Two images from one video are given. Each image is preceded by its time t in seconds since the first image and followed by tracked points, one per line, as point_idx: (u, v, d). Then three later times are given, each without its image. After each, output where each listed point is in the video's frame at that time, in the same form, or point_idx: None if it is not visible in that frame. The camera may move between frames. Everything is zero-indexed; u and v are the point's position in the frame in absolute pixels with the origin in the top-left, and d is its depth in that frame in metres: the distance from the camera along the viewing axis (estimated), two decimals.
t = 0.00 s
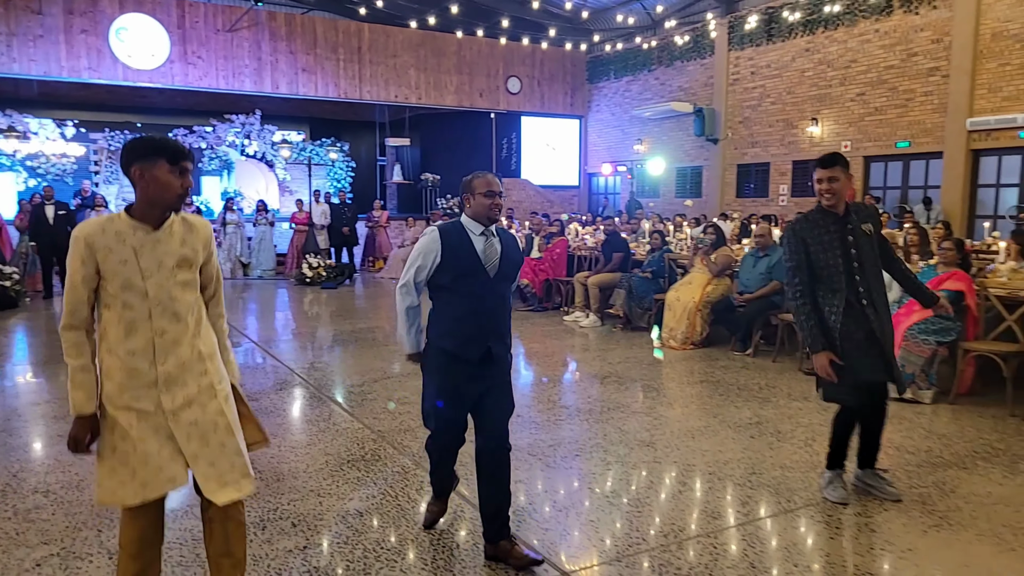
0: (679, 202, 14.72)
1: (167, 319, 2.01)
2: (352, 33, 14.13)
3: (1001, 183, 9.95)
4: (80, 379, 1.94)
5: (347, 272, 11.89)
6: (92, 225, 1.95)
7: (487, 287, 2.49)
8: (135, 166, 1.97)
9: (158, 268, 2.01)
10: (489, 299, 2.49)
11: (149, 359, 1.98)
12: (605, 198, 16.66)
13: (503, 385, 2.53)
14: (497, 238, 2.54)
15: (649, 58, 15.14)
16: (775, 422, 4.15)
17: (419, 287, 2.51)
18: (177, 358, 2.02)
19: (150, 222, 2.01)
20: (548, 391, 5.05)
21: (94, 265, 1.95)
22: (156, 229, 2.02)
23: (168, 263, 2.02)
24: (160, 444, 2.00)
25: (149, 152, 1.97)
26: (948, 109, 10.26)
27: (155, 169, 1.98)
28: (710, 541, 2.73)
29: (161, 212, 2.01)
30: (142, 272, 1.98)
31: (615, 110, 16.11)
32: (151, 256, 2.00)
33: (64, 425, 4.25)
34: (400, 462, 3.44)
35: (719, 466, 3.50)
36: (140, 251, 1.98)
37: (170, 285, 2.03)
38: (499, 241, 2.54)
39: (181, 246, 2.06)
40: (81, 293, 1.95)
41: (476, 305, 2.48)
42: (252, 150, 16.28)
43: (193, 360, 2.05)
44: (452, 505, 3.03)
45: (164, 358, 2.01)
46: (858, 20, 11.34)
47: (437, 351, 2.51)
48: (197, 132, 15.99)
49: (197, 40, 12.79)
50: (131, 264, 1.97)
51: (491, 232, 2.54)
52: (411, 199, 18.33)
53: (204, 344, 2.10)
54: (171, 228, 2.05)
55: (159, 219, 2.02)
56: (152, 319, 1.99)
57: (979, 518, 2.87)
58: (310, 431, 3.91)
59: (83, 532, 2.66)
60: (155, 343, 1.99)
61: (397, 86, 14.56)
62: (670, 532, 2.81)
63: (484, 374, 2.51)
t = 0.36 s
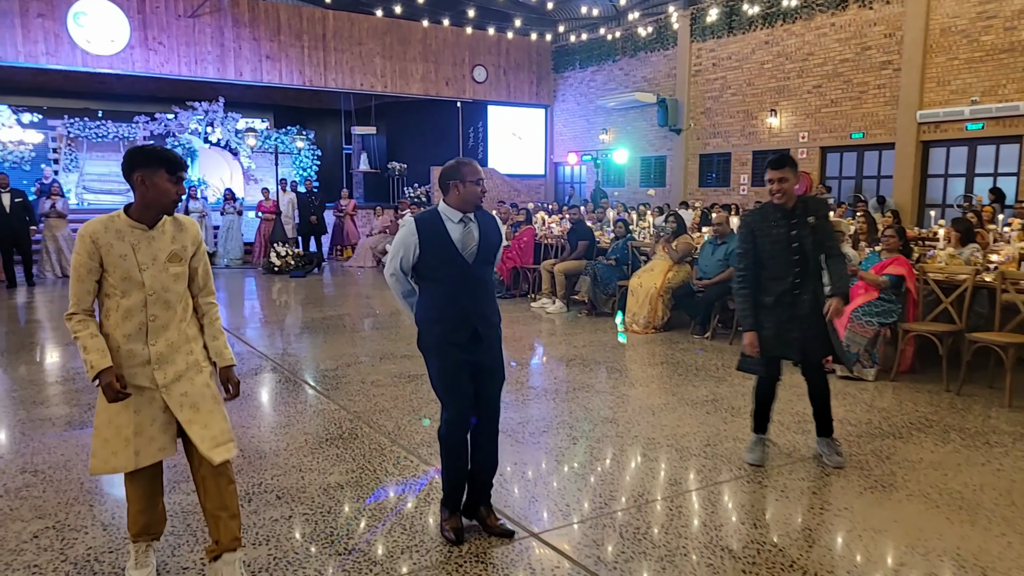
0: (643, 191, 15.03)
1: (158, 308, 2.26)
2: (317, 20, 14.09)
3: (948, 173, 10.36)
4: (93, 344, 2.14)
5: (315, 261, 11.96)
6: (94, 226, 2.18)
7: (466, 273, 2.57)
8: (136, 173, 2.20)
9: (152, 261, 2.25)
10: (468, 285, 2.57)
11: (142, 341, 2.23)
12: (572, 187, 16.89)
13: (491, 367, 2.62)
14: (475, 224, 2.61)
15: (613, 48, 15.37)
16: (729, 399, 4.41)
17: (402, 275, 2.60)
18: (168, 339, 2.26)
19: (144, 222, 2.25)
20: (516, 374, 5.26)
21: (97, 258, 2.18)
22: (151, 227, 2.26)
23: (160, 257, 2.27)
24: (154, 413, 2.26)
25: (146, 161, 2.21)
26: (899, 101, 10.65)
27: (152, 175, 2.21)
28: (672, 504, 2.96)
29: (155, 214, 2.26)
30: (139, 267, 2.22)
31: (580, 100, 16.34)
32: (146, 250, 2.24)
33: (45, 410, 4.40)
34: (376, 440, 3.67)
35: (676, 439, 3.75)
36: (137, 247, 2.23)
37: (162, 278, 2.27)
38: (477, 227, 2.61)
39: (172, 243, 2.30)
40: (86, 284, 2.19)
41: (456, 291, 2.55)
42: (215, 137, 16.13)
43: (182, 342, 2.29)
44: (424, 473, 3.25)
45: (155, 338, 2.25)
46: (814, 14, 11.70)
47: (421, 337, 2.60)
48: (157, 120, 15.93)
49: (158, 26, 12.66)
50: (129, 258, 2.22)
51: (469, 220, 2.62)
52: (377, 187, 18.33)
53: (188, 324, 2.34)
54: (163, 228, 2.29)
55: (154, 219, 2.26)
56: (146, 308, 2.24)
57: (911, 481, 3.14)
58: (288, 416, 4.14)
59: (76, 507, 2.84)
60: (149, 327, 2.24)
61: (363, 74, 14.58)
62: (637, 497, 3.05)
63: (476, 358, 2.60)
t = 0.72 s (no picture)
0: (617, 185, 15.29)
1: (156, 292, 2.61)
2: (292, 15, 14.12)
3: (910, 169, 10.74)
4: (91, 329, 2.58)
5: (294, 255, 12.04)
6: (106, 223, 2.54)
7: (445, 276, 2.83)
8: (147, 181, 2.55)
9: (153, 253, 2.59)
10: (446, 286, 2.84)
11: (141, 317, 2.60)
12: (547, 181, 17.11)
13: (464, 357, 2.91)
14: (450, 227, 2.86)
15: (587, 45, 15.59)
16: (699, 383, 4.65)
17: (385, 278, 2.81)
18: (162, 318, 2.64)
19: (150, 220, 2.60)
20: (497, 364, 5.47)
21: (106, 247, 2.54)
22: (154, 225, 2.61)
23: (160, 250, 2.61)
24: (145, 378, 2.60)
25: (158, 171, 2.56)
26: (863, 99, 11.01)
27: (160, 183, 2.56)
28: (645, 478, 3.19)
29: (160, 215, 2.60)
30: (141, 256, 2.57)
31: (554, 96, 16.56)
32: (148, 244, 2.59)
33: (39, 400, 4.55)
34: (366, 423, 3.91)
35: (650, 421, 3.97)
36: (141, 240, 2.57)
37: (161, 266, 2.61)
38: (452, 233, 2.85)
39: (172, 238, 2.64)
40: (96, 269, 2.56)
41: (434, 287, 2.81)
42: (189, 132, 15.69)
43: (174, 321, 2.67)
44: (411, 453, 3.49)
45: (152, 316, 2.62)
46: (782, 14, 12.03)
47: (406, 333, 2.83)
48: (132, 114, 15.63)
49: (131, 20, 12.61)
50: (134, 249, 2.57)
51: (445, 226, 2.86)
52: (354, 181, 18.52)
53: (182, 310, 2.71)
54: (165, 226, 2.63)
55: (158, 218, 2.61)
56: (146, 290, 2.59)
57: (863, 455, 3.30)
58: (280, 403, 4.40)
59: (82, 488, 3.12)
60: (147, 306, 2.60)
61: (338, 68, 14.64)
62: (614, 472, 3.29)
63: (450, 348, 2.89)
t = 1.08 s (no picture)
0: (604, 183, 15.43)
1: (141, 265, 3.20)
2: (278, 13, 14.13)
3: (890, 167, 10.94)
4: (86, 291, 3.04)
5: (282, 252, 12.07)
6: (100, 205, 3.10)
7: (423, 252, 3.26)
8: (142, 172, 3.10)
9: (140, 232, 3.17)
10: (424, 261, 3.27)
11: (129, 283, 3.18)
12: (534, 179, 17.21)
13: (437, 329, 3.35)
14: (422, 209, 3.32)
15: (573, 44, 15.69)
16: (684, 375, 4.78)
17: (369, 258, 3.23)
18: (146, 286, 3.22)
19: (139, 203, 3.17)
20: (488, 357, 5.59)
21: (101, 226, 3.09)
22: (141, 208, 3.18)
23: (147, 230, 3.19)
24: (134, 336, 3.18)
25: (152, 164, 3.10)
26: (845, 98, 11.20)
27: (155, 174, 3.12)
28: (629, 464, 3.30)
29: (148, 200, 3.17)
30: (130, 233, 3.15)
31: (540, 94, 16.67)
32: (137, 224, 3.16)
33: (36, 394, 4.64)
34: (360, 415, 4.10)
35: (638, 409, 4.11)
36: (130, 220, 3.15)
37: (147, 243, 3.20)
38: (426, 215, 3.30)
39: (156, 220, 3.23)
40: (90, 243, 3.09)
41: (414, 264, 3.24)
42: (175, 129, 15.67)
43: (156, 289, 3.25)
44: (405, 441, 3.66)
45: (136, 284, 3.20)
46: (765, 13, 12.19)
47: (388, 306, 3.26)
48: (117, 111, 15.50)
49: (117, 17, 12.59)
50: (125, 229, 3.14)
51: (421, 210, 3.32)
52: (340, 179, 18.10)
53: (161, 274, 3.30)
54: (150, 210, 3.22)
55: (146, 203, 3.19)
56: (132, 262, 3.18)
57: (843, 441, 3.42)
58: (275, 395, 4.58)
59: (88, 477, 3.35)
60: (135, 276, 3.19)
61: (325, 66, 14.67)
62: (600, 459, 3.39)
63: (425, 321, 3.32)
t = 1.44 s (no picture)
0: (599, 179, 15.43)
1: (117, 256, 3.62)
2: (272, 9, 14.08)
3: (885, 163, 10.97)
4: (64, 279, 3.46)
5: (277, 249, 12.03)
6: (80, 202, 3.50)
7: (380, 244, 3.61)
8: (116, 175, 3.50)
9: (114, 227, 3.59)
10: (380, 254, 3.62)
11: (105, 274, 3.59)
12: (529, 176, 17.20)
13: (393, 314, 3.71)
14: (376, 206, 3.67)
15: (568, 40, 15.68)
16: (681, 371, 4.80)
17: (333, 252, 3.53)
18: (121, 276, 3.64)
19: (114, 201, 3.59)
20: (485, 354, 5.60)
21: (80, 221, 3.49)
22: (116, 205, 3.60)
23: (120, 225, 3.61)
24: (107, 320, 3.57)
25: (126, 168, 3.49)
26: (839, 94, 11.23)
27: (127, 174, 3.52)
28: (625, 461, 3.31)
29: (121, 199, 3.59)
30: (107, 227, 3.56)
31: (535, 91, 16.66)
32: (111, 219, 3.58)
33: (34, 392, 4.65)
34: (359, 412, 4.10)
35: (634, 406, 4.12)
36: (107, 216, 3.56)
37: (121, 237, 3.62)
38: (381, 212, 3.66)
39: (129, 216, 3.66)
40: (69, 235, 3.49)
41: (373, 258, 3.59)
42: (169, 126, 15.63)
43: (127, 277, 3.67)
44: (404, 438, 3.67)
45: (112, 274, 3.61)
46: (760, 10, 12.21)
47: (351, 295, 3.57)
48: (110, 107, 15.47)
49: (111, 13, 12.53)
50: (101, 224, 3.55)
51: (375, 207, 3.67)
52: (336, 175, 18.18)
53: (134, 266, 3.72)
54: (123, 207, 3.64)
55: (120, 200, 3.59)
56: (108, 254, 3.59)
57: (840, 437, 3.43)
58: (273, 392, 4.57)
59: (87, 475, 3.35)
60: (111, 266, 3.60)
61: (319, 62, 14.63)
62: (596, 457, 3.39)
63: (384, 309, 3.67)
